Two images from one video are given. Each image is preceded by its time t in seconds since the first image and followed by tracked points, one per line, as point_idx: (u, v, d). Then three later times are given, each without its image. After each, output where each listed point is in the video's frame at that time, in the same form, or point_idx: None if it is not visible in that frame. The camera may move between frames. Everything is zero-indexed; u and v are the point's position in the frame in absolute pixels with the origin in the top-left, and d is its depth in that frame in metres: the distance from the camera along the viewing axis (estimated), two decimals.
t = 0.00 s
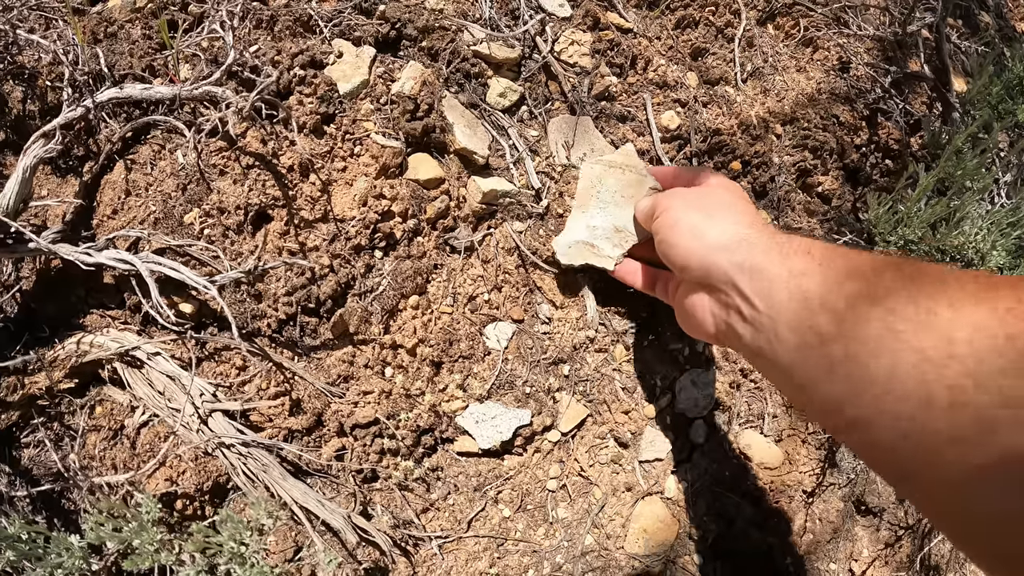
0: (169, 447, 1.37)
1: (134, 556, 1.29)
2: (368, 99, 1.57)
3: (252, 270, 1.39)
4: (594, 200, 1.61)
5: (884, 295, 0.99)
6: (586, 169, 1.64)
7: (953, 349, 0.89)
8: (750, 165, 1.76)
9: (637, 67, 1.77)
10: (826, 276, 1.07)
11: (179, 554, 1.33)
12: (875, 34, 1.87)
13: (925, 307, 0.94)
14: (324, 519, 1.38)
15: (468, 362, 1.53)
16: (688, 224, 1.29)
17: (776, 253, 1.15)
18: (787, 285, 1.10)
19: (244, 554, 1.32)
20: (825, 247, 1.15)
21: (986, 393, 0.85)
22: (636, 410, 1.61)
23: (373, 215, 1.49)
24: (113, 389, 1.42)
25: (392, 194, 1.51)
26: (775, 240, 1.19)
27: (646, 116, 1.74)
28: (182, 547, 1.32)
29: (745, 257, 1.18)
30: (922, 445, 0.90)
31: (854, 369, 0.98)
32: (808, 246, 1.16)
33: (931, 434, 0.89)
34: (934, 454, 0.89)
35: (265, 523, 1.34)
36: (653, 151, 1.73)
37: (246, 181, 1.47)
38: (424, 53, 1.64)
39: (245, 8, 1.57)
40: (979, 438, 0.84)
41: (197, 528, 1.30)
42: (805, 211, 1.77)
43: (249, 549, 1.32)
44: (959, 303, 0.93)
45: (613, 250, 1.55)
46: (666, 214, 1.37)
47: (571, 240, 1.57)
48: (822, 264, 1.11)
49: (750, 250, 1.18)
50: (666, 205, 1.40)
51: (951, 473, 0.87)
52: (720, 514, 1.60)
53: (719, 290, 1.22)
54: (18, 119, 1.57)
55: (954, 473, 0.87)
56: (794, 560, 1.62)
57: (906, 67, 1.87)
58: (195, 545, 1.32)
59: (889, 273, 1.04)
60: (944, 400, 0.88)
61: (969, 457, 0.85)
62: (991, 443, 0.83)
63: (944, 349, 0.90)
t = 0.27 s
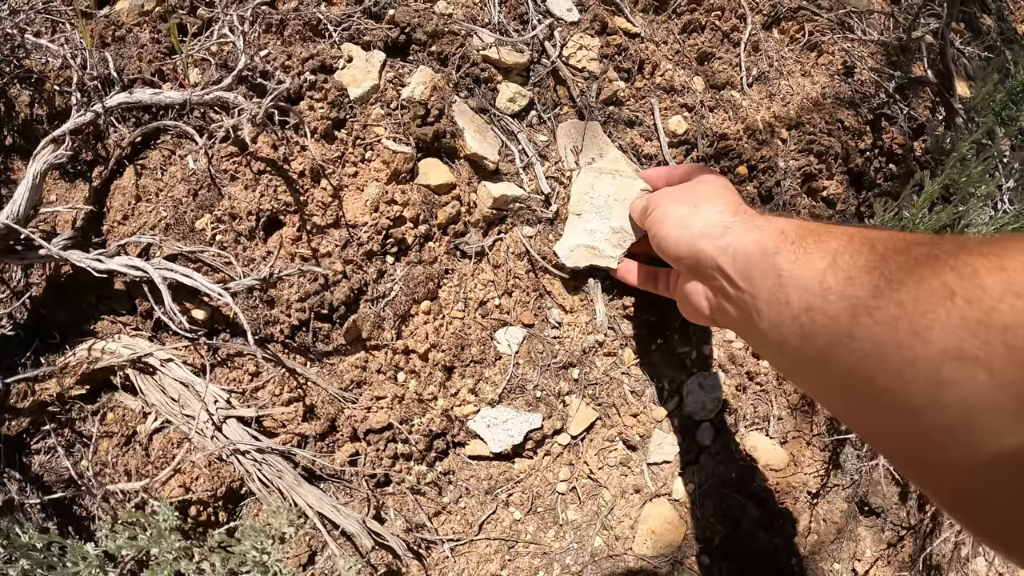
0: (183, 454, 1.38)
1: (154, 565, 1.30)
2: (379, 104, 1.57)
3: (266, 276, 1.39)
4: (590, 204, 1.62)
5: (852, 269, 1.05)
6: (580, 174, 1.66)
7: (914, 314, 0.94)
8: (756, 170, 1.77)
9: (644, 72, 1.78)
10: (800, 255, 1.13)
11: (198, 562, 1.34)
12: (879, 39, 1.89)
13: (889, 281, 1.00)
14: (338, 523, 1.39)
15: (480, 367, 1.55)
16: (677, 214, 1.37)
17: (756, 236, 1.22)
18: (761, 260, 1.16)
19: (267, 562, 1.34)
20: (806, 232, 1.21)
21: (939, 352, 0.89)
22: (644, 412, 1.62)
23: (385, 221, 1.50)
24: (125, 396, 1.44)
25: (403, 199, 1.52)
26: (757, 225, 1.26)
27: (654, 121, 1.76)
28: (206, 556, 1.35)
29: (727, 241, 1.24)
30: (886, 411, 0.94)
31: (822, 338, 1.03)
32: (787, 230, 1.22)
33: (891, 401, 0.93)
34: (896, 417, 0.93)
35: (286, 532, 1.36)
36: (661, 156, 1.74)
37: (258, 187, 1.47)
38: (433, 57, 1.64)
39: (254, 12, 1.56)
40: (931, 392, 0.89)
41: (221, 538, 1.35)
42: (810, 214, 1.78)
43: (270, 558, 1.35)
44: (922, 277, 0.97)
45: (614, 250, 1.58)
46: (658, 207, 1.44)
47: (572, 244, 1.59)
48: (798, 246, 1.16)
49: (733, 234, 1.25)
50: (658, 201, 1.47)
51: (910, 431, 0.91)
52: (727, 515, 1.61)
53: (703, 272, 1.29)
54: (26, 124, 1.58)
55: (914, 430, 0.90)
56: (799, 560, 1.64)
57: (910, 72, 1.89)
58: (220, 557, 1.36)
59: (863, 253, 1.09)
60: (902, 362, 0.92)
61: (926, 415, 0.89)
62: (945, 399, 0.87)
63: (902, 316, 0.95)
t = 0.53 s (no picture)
0: (189, 458, 1.39)
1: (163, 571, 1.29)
2: (385, 104, 1.56)
3: (273, 280, 1.39)
4: (588, 209, 1.61)
5: (850, 273, 1.03)
6: (575, 181, 1.65)
7: (911, 319, 0.91)
8: (761, 171, 1.77)
9: (649, 73, 1.78)
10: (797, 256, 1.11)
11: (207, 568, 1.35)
12: (882, 40, 1.89)
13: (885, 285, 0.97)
14: (345, 526, 1.41)
15: (486, 369, 1.55)
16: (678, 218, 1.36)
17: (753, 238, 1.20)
18: (757, 265, 1.15)
19: (276, 568, 1.33)
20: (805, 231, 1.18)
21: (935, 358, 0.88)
22: (649, 414, 1.62)
23: (391, 222, 1.49)
24: (129, 399, 1.43)
25: (410, 201, 1.51)
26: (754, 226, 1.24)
27: (660, 122, 1.75)
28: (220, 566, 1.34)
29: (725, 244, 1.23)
30: (887, 415, 0.93)
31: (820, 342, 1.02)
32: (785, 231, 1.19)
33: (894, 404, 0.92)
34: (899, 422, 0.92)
35: (297, 537, 1.36)
36: (666, 156, 1.74)
37: (263, 189, 1.47)
38: (439, 58, 1.64)
39: (259, 12, 1.55)
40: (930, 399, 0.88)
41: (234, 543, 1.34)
42: (814, 216, 1.78)
43: (281, 564, 1.34)
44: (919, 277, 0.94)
45: (614, 254, 1.58)
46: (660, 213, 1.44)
47: (572, 250, 1.59)
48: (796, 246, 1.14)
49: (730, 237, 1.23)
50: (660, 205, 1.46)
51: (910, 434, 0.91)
52: (732, 516, 1.62)
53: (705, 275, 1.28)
54: (28, 124, 1.57)
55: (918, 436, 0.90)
56: (803, 561, 1.64)
57: (914, 73, 1.89)
58: (233, 565, 1.34)
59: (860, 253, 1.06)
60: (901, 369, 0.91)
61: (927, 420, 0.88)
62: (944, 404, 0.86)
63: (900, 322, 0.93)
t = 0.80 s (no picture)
0: (190, 464, 1.38)
1: None
2: (385, 107, 1.55)
3: (273, 286, 1.39)
4: (574, 246, 1.55)
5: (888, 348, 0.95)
6: (563, 214, 1.58)
7: (957, 396, 0.88)
8: (763, 173, 1.76)
9: (651, 75, 1.77)
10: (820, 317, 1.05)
11: None
12: (885, 42, 1.88)
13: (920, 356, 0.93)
14: (346, 532, 1.40)
15: (487, 373, 1.54)
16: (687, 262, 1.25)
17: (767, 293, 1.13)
18: (777, 324, 1.06)
19: None
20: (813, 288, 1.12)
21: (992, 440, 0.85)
22: (651, 418, 1.62)
23: (391, 226, 1.48)
24: (128, 405, 1.42)
25: (410, 204, 1.50)
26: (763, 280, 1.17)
27: (661, 124, 1.74)
28: None
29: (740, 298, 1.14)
30: (936, 496, 0.90)
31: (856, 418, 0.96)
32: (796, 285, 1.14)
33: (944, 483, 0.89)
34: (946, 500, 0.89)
35: (298, 548, 1.36)
36: (668, 159, 1.73)
37: (262, 193, 1.46)
38: (439, 59, 1.62)
39: (258, 13, 1.54)
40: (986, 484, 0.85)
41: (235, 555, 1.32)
42: (815, 219, 1.77)
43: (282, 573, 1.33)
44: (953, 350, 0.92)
45: (597, 297, 1.51)
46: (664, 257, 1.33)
47: (553, 289, 1.52)
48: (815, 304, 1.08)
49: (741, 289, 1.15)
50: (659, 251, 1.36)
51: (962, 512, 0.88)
52: (733, 521, 1.61)
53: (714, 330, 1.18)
54: (25, 127, 1.55)
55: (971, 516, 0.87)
56: (804, 564, 1.64)
57: (916, 75, 1.88)
58: None
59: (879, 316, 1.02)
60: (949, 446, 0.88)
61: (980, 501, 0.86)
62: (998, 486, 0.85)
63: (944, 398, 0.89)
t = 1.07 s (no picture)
0: (180, 458, 1.37)
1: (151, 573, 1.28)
2: (378, 100, 1.54)
3: (263, 278, 1.38)
4: (551, 284, 1.58)
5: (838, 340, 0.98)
6: (536, 249, 1.60)
7: (901, 389, 0.89)
8: (759, 168, 1.74)
9: (646, 69, 1.76)
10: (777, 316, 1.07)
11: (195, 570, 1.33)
12: (882, 37, 1.87)
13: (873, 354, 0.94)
14: (337, 527, 1.39)
15: (480, 368, 1.53)
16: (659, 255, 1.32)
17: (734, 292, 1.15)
18: (736, 324, 1.10)
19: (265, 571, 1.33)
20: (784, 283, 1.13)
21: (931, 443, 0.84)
22: (646, 413, 1.61)
23: (384, 219, 1.47)
24: (120, 398, 1.42)
25: (403, 197, 1.49)
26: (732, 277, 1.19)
27: (656, 118, 1.74)
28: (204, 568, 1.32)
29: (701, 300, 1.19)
30: (886, 492, 0.90)
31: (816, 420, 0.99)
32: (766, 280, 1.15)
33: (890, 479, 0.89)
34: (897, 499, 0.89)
35: (285, 540, 1.35)
36: (663, 153, 1.72)
37: (254, 185, 1.45)
38: (434, 53, 1.62)
39: (251, 7, 1.52)
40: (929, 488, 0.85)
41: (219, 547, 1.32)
42: (812, 214, 1.75)
43: (269, 567, 1.33)
44: (911, 344, 0.91)
45: (580, 333, 1.54)
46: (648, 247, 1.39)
47: (535, 328, 1.55)
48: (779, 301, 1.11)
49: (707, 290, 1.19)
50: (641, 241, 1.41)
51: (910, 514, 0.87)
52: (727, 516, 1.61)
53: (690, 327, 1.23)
54: (19, 121, 1.55)
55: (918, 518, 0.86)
56: (801, 561, 1.63)
57: (913, 70, 1.87)
58: (218, 568, 1.33)
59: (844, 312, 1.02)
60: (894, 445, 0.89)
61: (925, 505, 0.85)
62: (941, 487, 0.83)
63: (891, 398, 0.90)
